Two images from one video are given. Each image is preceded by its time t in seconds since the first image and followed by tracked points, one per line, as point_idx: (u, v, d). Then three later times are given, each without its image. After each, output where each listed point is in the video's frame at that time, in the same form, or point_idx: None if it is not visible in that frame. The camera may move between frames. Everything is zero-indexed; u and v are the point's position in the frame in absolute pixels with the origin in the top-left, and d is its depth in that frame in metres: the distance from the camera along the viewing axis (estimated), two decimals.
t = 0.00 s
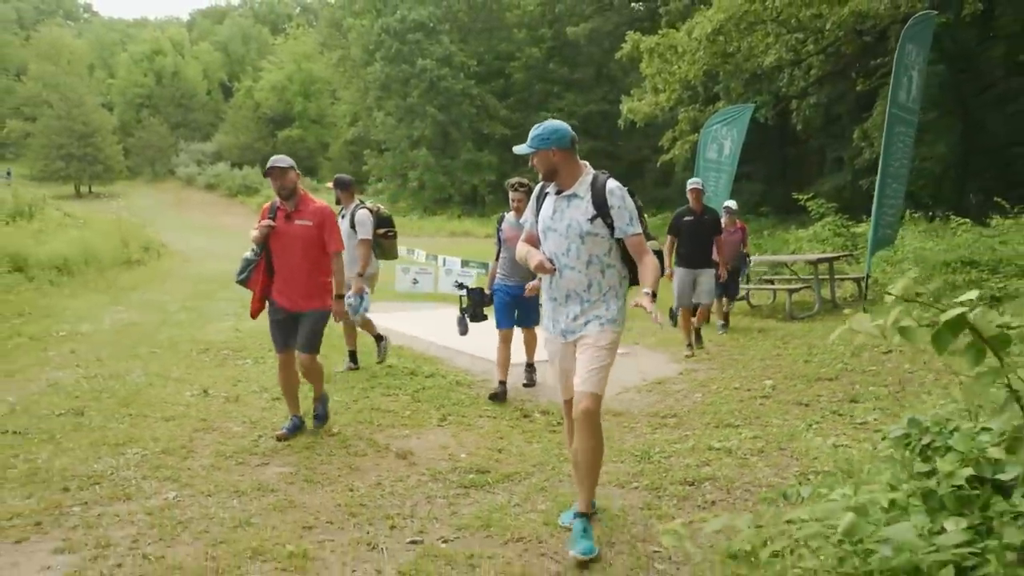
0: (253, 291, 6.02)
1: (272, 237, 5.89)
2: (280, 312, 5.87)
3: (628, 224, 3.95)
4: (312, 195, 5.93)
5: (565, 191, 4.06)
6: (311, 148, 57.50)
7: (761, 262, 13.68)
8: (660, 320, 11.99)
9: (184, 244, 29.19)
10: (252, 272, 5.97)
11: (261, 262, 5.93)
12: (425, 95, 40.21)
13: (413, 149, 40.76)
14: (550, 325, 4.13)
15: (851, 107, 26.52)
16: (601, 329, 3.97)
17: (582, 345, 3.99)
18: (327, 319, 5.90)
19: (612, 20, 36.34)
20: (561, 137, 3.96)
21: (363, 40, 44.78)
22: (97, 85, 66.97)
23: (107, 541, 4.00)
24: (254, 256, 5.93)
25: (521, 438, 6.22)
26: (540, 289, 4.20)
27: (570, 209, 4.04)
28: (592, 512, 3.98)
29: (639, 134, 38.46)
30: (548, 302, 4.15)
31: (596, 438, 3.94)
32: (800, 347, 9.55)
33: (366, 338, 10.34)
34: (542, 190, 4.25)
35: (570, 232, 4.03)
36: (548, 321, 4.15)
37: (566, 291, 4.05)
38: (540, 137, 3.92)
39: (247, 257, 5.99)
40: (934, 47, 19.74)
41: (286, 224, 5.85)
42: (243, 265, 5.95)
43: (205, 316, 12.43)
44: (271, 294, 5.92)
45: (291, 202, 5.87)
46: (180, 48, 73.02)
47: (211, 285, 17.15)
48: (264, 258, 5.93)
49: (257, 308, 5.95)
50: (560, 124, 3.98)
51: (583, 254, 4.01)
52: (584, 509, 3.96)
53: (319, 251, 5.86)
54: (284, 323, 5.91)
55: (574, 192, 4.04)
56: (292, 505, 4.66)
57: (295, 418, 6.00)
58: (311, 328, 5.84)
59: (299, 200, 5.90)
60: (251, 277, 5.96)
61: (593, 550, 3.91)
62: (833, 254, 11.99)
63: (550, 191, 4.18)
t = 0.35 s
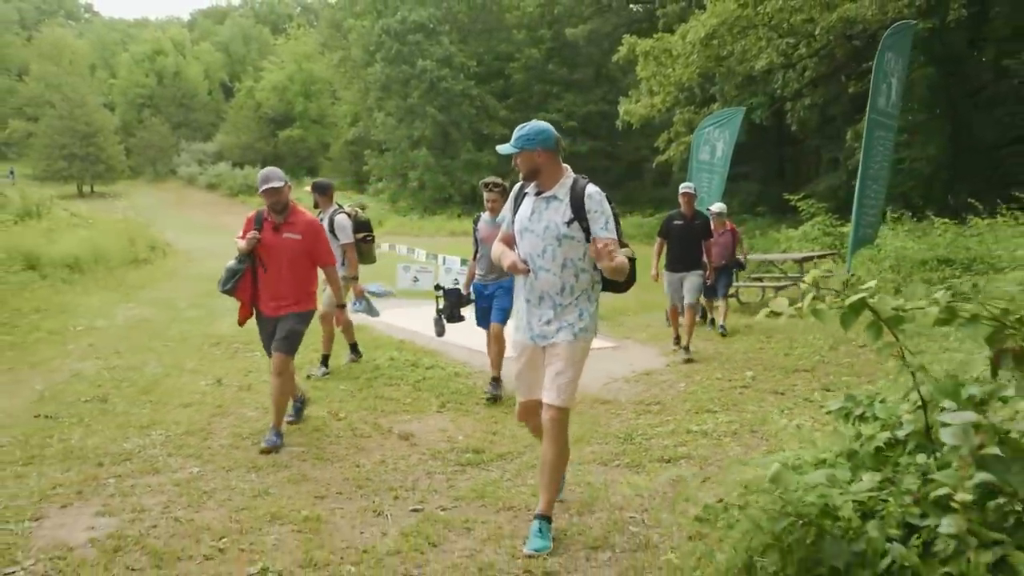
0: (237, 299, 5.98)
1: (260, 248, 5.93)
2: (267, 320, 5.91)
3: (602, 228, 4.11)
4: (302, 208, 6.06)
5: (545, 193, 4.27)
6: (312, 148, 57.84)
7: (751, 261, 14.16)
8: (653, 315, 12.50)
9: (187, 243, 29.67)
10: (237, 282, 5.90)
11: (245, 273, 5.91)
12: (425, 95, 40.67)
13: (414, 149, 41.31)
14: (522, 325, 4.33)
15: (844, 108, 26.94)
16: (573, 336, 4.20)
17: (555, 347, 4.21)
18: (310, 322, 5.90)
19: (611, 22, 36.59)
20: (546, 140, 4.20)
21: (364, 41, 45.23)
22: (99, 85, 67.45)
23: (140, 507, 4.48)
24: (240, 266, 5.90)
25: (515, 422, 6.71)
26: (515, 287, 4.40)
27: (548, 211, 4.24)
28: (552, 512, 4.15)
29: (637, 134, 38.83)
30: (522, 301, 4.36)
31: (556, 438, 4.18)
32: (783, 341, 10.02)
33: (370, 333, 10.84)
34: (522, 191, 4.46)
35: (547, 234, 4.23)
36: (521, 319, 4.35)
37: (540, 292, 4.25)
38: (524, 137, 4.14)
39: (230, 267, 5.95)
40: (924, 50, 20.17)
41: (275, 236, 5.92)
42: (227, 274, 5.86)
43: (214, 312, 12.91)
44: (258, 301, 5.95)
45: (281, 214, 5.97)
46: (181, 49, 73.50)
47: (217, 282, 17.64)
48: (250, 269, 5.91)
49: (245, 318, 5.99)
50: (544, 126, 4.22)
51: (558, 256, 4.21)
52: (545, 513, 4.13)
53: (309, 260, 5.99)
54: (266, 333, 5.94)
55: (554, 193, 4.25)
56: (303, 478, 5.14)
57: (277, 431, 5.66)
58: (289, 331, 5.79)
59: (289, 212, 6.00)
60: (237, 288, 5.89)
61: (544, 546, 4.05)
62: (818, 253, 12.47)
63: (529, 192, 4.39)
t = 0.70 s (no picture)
0: (231, 290, 5.91)
1: (261, 238, 5.92)
2: (264, 312, 5.85)
3: (583, 233, 4.11)
4: (304, 200, 6.00)
5: (533, 196, 4.23)
6: (322, 149, 58.29)
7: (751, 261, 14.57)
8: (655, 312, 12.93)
9: (201, 242, 30.24)
10: (233, 271, 5.88)
11: (243, 262, 5.89)
12: (434, 96, 41.13)
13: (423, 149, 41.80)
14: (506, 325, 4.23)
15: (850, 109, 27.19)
16: (563, 341, 4.22)
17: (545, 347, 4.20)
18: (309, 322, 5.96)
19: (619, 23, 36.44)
20: (535, 142, 4.16)
21: (374, 43, 45.70)
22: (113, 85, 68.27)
23: (180, 480, 4.97)
24: (236, 255, 5.89)
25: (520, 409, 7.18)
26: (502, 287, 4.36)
27: (537, 215, 4.21)
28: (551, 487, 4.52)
29: (644, 134, 39.14)
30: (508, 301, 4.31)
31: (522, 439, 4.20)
32: (779, 337, 10.44)
33: (382, 328, 11.30)
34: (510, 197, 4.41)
35: (535, 237, 4.21)
36: (506, 318, 4.24)
37: (529, 293, 4.18)
38: (514, 141, 4.10)
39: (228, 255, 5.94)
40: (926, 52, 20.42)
41: (277, 227, 5.90)
42: (223, 263, 5.86)
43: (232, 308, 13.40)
44: (252, 294, 5.88)
45: (285, 204, 5.93)
46: (193, 50, 74.24)
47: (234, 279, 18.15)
48: (247, 260, 5.90)
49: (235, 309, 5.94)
50: (534, 129, 4.17)
51: (546, 259, 4.20)
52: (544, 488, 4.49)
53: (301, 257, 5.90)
54: (260, 324, 5.84)
55: (543, 198, 4.20)
56: (326, 457, 5.63)
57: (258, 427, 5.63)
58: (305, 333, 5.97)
59: (291, 203, 5.95)
60: (232, 276, 5.85)
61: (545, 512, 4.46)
62: (816, 252, 12.86)
63: (518, 195, 4.34)
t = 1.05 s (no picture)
0: (246, 289, 5.84)
1: (274, 236, 5.72)
2: (277, 310, 5.72)
3: (592, 222, 4.02)
4: (314, 192, 5.77)
5: (537, 186, 4.17)
6: (350, 148, 59.06)
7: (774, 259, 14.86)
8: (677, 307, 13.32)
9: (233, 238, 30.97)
10: (246, 271, 5.80)
11: (257, 262, 5.78)
12: (461, 96, 41.66)
13: (450, 148, 42.37)
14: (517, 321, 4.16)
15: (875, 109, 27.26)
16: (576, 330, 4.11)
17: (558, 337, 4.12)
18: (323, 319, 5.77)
19: (645, 23, 37.03)
20: (536, 133, 4.10)
21: (402, 43, 46.35)
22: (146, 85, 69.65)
23: (235, 448, 5.50)
24: (252, 254, 5.78)
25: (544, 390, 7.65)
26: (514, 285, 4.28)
27: (543, 205, 4.14)
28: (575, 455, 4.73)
29: (669, 134, 39.34)
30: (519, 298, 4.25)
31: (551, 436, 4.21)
32: (796, 331, 10.81)
33: (413, 320, 11.78)
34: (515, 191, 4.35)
35: (542, 228, 4.13)
36: (517, 315, 4.18)
37: (540, 286, 4.13)
38: (516, 131, 4.03)
39: (243, 255, 5.87)
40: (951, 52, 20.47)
41: (288, 223, 5.70)
42: (238, 263, 5.79)
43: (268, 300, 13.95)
44: (267, 291, 5.78)
45: (295, 198, 5.70)
46: (224, 51, 75.50)
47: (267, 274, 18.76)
48: (261, 258, 5.78)
49: (251, 310, 5.83)
50: (534, 120, 4.13)
51: (555, 250, 4.11)
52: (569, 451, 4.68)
53: (315, 250, 5.72)
54: (276, 322, 5.72)
55: (548, 187, 4.14)
56: (366, 432, 6.10)
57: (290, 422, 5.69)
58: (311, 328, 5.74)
59: (301, 197, 5.72)
60: (246, 276, 5.79)
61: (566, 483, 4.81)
62: (835, 250, 13.15)
63: (522, 187, 4.27)
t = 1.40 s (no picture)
0: (269, 295, 5.67)
1: (291, 243, 5.58)
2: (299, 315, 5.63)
3: (613, 226, 4.08)
4: (332, 198, 5.68)
5: (551, 195, 4.11)
6: (374, 146, 59.71)
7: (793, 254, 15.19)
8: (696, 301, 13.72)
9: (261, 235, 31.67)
10: (267, 277, 5.60)
11: (276, 267, 5.61)
12: (484, 95, 42.11)
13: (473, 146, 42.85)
14: (538, 327, 4.21)
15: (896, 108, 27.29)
16: (586, 325, 4.08)
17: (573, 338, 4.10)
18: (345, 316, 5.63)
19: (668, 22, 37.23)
20: (553, 142, 4.01)
21: (427, 42, 46.91)
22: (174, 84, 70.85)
23: (281, 428, 5.99)
24: (268, 261, 5.59)
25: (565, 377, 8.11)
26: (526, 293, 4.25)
27: (558, 213, 4.09)
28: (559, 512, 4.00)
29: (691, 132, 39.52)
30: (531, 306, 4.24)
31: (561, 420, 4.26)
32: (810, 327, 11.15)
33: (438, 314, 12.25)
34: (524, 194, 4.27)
35: (559, 236, 4.08)
36: (533, 321, 4.23)
37: (557, 293, 4.13)
38: (541, 142, 3.93)
39: (255, 261, 5.65)
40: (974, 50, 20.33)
41: (307, 229, 5.57)
42: (256, 270, 5.57)
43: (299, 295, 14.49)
44: (289, 298, 5.66)
45: (312, 206, 5.61)
46: (251, 50, 76.52)
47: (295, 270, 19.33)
48: (279, 264, 5.61)
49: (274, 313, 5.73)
50: (546, 127, 4.03)
51: (572, 258, 4.08)
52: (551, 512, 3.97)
53: (341, 252, 5.64)
54: (300, 328, 5.69)
55: (562, 195, 4.09)
56: (399, 415, 6.57)
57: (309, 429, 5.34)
58: (324, 323, 5.51)
59: (317, 203, 5.63)
60: (268, 283, 5.59)
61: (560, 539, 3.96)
62: (851, 249, 13.42)
63: (529, 195, 4.21)
